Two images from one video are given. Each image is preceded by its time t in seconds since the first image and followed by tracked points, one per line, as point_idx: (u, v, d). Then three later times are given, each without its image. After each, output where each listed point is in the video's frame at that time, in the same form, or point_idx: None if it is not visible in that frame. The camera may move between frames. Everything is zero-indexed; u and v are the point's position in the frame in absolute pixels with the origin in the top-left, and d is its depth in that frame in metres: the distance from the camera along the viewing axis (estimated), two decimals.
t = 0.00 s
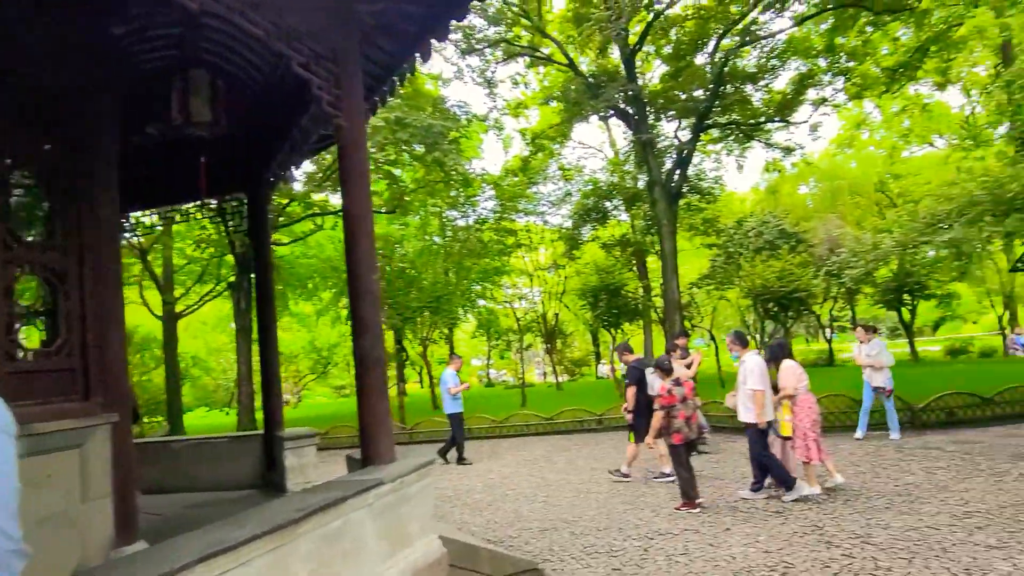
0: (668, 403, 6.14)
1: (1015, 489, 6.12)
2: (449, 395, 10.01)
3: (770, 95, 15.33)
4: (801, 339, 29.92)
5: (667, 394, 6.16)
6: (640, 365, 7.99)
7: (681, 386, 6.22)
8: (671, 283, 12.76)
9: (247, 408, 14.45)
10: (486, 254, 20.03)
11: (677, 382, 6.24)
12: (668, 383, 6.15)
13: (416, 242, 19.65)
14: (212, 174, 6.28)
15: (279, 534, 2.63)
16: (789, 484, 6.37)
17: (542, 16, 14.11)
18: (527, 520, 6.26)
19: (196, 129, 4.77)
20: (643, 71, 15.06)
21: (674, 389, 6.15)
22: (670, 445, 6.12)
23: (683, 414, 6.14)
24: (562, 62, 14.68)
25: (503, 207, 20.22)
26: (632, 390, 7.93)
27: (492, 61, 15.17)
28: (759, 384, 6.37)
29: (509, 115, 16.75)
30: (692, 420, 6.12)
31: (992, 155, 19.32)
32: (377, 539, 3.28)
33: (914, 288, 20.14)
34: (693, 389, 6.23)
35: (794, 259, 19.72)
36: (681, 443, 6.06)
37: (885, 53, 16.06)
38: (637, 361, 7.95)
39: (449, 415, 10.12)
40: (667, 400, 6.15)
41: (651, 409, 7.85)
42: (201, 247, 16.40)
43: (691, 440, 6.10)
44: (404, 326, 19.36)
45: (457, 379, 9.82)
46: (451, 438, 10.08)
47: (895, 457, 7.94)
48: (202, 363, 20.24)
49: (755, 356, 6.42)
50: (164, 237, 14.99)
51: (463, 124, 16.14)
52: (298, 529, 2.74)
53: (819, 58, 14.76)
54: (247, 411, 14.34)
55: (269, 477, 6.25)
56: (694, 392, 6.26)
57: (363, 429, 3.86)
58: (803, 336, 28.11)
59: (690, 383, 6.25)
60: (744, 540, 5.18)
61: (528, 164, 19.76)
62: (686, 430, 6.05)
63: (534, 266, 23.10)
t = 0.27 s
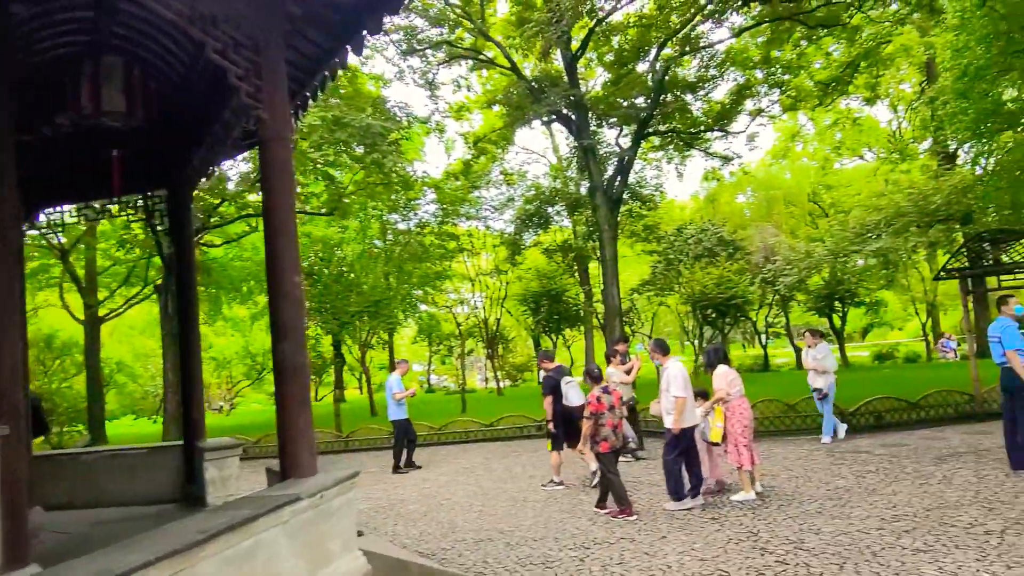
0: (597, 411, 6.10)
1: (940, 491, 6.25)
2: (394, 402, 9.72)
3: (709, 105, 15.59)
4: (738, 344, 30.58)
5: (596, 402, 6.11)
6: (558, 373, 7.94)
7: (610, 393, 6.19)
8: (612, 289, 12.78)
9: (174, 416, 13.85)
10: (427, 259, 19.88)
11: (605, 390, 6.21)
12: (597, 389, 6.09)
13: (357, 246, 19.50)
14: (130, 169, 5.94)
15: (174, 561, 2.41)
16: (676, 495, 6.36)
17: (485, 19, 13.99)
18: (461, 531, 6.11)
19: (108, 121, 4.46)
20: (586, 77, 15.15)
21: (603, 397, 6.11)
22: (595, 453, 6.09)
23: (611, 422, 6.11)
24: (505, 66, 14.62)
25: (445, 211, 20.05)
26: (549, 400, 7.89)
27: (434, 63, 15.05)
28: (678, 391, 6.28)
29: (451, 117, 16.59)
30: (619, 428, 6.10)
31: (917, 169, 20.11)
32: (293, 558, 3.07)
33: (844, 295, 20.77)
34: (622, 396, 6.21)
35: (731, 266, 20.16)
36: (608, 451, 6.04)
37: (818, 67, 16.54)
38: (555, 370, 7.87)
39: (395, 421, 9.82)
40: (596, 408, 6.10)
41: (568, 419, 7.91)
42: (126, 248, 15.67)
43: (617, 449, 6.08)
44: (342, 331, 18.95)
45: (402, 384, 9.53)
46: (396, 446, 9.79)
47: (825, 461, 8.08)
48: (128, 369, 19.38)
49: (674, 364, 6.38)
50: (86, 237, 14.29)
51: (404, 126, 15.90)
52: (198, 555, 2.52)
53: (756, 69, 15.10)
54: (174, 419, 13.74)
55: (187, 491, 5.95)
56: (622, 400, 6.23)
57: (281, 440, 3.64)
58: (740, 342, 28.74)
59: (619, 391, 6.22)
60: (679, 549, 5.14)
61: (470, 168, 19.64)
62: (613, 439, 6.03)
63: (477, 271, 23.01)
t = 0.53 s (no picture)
0: (552, 411, 6.10)
1: (904, 494, 6.24)
2: (366, 404, 9.52)
3: (677, 108, 15.62)
4: (704, 347, 30.79)
5: (551, 401, 6.13)
6: (506, 375, 7.71)
7: (566, 395, 6.23)
8: (579, 291, 12.70)
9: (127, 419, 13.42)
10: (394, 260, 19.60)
11: (562, 392, 6.24)
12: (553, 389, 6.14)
13: (324, 247, 19.39)
14: (72, 162, 5.68)
15: None
16: (627, 502, 6.19)
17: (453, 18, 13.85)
18: (422, 539, 5.94)
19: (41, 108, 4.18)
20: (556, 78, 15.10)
21: (559, 397, 6.15)
22: (547, 453, 6.11)
23: (565, 423, 6.14)
24: (472, 65, 14.48)
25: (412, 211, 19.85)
26: (494, 404, 7.68)
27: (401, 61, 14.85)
28: (625, 400, 6.03)
29: (419, 117, 16.41)
30: (572, 430, 6.13)
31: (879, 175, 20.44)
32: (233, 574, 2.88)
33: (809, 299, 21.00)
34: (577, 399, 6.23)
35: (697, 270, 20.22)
36: (559, 451, 6.06)
37: (784, 72, 16.69)
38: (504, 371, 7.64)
39: (369, 425, 9.56)
40: (551, 408, 6.11)
41: (516, 422, 7.64)
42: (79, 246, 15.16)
43: (569, 450, 6.11)
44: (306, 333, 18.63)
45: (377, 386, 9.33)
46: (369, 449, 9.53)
47: (790, 463, 8.07)
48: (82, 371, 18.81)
49: (624, 371, 6.15)
50: (37, 234, 13.83)
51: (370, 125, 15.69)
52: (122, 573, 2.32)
53: (723, 73, 15.16)
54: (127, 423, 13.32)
55: (132, 500, 5.71)
56: (578, 403, 6.26)
57: (225, 446, 3.44)
58: (706, 345, 28.94)
59: (575, 394, 6.26)
60: (642, 555, 5.03)
61: (438, 168, 19.45)
62: (565, 439, 6.07)
63: (444, 272, 22.85)
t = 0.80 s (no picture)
0: (508, 415, 5.98)
1: (876, 499, 6.18)
2: (343, 404, 9.27)
3: (650, 110, 15.56)
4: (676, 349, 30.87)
5: (508, 406, 5.99)
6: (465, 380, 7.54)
7: (523, 399, 6.10)
8: (551, 293, 12.56)
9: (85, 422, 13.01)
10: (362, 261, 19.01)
11: (519, 396, 6.11)
12: (509, 394, 6.01)
13: (293, 246, 19.01)
14: (14, 151, 5.39)
15: None
16: (597, 508, 6.06)
17: (425, 15, 13.62)
18: (384, 546, 5.74)
19: None
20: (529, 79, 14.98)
21: (516, 401, 6.01)
22: (505, 458, 5.97)
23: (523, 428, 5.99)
24: (444, 63, 14.28)
25: (382, 212, 19.62)
26: (452, 408, 7.47)
27: (372, 59, 14.63)
28: (572, 405, 5.93)
29: (390, 115, 16.17)
30: (531, 434, 5.96)
31: (850, 180, 20.58)
32: None
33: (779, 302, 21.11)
34: (535, 403, 6.11)
35: (670, 272, 20.24)
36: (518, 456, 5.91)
37: (757, 76, 16.72)
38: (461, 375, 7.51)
39: (346, 425, 9.35)
40: (507, 412, 5.98)
41: (471, 427, 7.51)
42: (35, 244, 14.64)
43: (529, 455, 5.96)
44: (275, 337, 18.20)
45: (353, 386, 9.10)
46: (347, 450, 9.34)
47: (762, 467, 8.00)
48: (40, 373, 18.23)
49: (575, 376, 6.03)
50: None
51: (340, 123, 15.41)
52: None
53: (696, 76, 15.13)
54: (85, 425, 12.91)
55: (81, 508, 5.47)
56: (536, 407, 6.13)
57: (170, 455, 3.23)
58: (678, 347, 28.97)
59: (533, 397, 6.13)
60: (612, 562, 4.89)
61: (409, 167, 19.18)
62: (524, 443, 5.89)
63: (416, 274, 22.62)
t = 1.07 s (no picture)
0: (455, 424, 5.86)
1: (845, 505, 6.15)
2: (316, 409, 9.00)
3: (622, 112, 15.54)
4: (647, 352, 30.95)
5: (454, 415, 5.88)
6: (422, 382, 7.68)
7: (471, 407, 5.94)
8: (522, 295, 12.44)
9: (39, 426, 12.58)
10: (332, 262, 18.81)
11: (467, 404, 5.95)
12: (456, 403, 5.86)
13: (259, 247, 18.64)
14: None
15: None
16: (564, 514, 5.88)
17: (396, 12, 13.42)
18: (346, 556, 5.56)
19: None
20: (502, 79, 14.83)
21: (462, 410, 5.87)
22: (454, 468, 5.87)
23: (470, 436, 5.87)
24: (415, 62, 14.11)
25: (352, 212, 19.36)
26: (413, 407, 7.54)
27: (341, 56, 14.39)
28: (524, 410, 5.85)
29: (360, 114, 15.91)
30: (478, 442, 5.86)
31: (819, 184, 20.77)
32: None
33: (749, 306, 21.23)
34: (483, 410, 5.96)
35: (641, 276, 20.23)
36: (465, 465, 5.81)
37: (728, 81, 16.79)
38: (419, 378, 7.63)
39: (319, 430, 9.09)
40: (453, 422, 5.86)
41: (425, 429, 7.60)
42: None
43: (477, 463, 5.86)
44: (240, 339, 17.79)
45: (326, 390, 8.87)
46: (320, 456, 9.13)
47: (731, 472, 7.95)
48: None
49: (529, 381, 5.96)
50: None
51: (308, 121, 15.13)
52: None
53: (669, 79, 15.13)
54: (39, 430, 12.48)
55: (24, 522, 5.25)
56: (485, 413, 5.98)
57: (107, 467, 3.05)
58: (649, 350, 29.02)
59: (481, 404, 5.96)
60: (580, 573, 4.77)
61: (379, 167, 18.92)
62: (469, 453, 5.80)
63: (386, 275, 22.35)
